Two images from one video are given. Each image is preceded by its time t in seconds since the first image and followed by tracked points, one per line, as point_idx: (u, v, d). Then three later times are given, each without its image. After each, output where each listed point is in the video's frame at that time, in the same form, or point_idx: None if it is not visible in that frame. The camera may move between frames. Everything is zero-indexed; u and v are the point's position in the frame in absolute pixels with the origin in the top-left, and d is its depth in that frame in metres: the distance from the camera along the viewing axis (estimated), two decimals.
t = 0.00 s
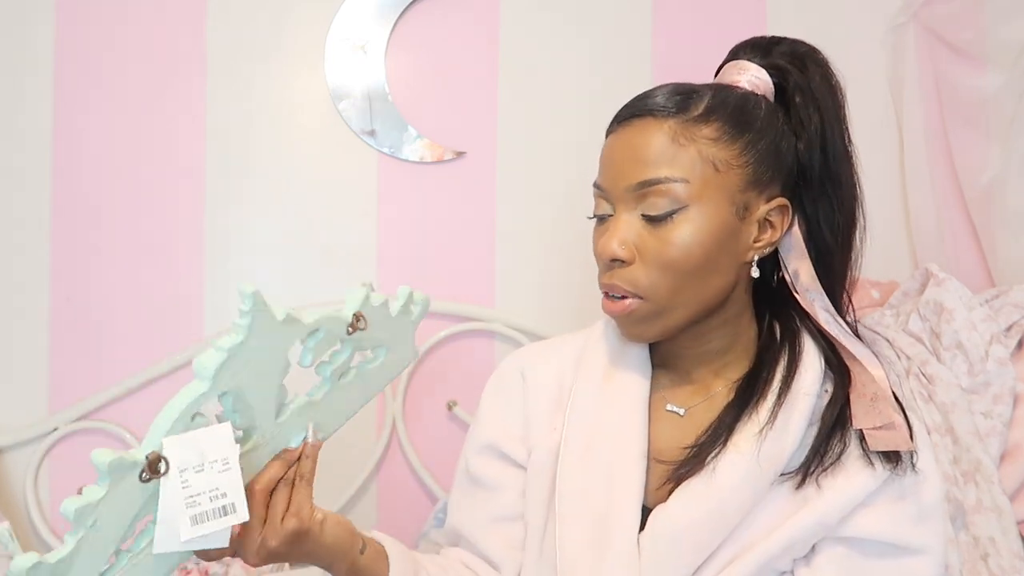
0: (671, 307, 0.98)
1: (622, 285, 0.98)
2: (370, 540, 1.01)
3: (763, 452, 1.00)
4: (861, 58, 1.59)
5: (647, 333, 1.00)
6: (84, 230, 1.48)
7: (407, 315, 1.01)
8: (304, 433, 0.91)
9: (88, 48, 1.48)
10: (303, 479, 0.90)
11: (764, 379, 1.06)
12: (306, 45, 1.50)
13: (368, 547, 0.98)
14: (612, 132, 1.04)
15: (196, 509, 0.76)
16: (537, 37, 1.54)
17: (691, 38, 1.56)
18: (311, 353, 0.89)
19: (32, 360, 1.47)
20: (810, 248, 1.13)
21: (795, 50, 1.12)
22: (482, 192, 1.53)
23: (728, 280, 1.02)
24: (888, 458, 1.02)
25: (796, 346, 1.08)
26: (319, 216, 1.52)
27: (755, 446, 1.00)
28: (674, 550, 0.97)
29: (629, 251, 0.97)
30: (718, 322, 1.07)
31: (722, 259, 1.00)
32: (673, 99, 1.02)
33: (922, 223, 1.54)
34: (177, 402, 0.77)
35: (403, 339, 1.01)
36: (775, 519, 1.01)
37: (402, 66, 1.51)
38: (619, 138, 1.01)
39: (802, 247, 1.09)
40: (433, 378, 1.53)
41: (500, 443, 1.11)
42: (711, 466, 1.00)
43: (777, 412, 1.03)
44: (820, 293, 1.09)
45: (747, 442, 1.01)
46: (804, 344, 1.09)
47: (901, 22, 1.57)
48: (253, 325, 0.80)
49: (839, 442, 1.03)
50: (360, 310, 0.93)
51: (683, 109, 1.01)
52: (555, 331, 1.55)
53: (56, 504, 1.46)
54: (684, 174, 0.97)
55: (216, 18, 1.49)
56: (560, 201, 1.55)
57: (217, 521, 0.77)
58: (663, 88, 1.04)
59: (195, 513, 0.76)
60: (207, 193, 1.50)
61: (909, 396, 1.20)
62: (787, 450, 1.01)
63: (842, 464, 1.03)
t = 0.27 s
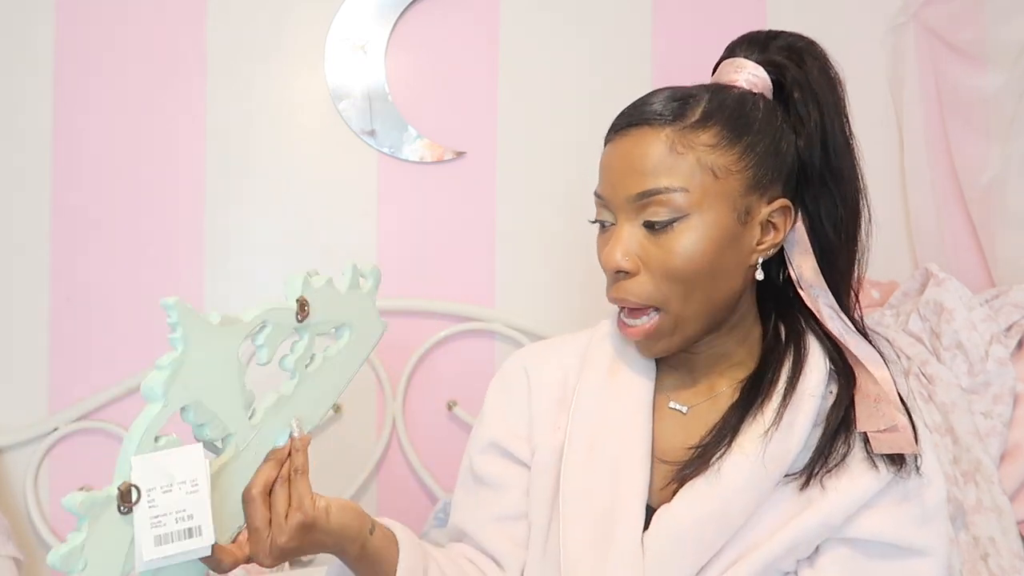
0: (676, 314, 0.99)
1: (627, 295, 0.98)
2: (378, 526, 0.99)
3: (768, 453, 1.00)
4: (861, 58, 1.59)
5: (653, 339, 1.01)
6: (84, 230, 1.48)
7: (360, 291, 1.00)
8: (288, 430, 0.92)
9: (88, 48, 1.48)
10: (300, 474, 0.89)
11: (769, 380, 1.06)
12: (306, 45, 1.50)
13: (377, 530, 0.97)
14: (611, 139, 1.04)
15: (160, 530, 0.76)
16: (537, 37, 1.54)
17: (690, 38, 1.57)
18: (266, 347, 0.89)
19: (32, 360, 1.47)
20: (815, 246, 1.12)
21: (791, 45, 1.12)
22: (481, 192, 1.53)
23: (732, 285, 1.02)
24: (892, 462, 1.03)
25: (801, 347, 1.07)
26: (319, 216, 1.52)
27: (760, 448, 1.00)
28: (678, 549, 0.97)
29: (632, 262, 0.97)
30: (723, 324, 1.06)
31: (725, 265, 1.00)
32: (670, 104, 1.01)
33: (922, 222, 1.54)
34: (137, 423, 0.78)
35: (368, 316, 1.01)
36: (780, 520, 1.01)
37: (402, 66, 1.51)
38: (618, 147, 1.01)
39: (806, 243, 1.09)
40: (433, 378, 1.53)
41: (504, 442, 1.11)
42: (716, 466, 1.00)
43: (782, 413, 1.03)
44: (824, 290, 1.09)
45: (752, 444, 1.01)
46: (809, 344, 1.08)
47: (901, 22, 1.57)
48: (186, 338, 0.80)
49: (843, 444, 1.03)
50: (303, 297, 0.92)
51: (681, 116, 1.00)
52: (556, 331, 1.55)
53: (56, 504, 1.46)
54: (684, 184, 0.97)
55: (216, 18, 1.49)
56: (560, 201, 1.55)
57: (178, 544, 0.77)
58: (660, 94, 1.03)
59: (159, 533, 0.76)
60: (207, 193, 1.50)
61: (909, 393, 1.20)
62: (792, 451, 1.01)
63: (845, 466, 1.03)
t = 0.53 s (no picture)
0: (677, 316, 0.99)
1: (630, 298, 0.98)
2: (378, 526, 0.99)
3: (768, 453, 1.00)
4: (862, 59, 1.59)
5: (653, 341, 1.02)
6: (84, 231, 1.48)
7: (352, 296, 1.01)
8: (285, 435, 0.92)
9: (87, 47, 1.48)
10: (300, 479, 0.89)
11: (769, 381, 1.06)
12: (306, 45, 1.50)
13: (377, 530, 0.97)
14: (611, 141, 1.03)
15: (158, 539, 0.76)
16: (537, 37, 1.54)
17: (690, 38, 1.57)
18: (263, 352, 0.89)
19: (32, 360, 1.47)
20: (813, 246, 1.13)
21: (789, 44, 1.12)
22: (482, 192, 1.53)
23: (733, 287, 1.02)
24: (892, 461, 1.03)
25: (801, 347, 1.08)
26: (319, 216, 1.52)
27: (760, 448, 1.00)
28: (678, 549, 0.97)
29: (634, 266, 0.97)
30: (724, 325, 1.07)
31: (727, 267, 1.00)
32: (670, 107, 1.01)
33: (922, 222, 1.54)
34: (140, 430, 0.78)
35: (361, 321, 1.02)
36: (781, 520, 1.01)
37: (402, 66, 1.51)
38: (618, 149, 1.00)
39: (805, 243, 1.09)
40: (432, 378, 1.53)
41: (504, 443, 1.11)
42: (716, 466, 1.00)
43: (783, 414, 1.03)
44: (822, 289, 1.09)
45: (752, 445, 1.00)
46: (808, 344, 1.08)
47: (901, 22, 1.57)
48: (186, 343, 0.80)
49: (843, 444, 1.03)
50: (298, 301, 0.92)
51: (681, 118, 1.00)
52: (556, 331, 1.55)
53: (57, 505, 1.46)
54: (686, 187, 0.97)
55: (216, 18, 1.49)
56: (560, 201, 1.55)
57: (176, 555, 0.77)
58: (660, 96, 1.03)
59: (157, 542, 0.76)
60: (207, 193, 1.50)
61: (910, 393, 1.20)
62: (793, 451, 1.01)
63: (845, 465, 1.03)
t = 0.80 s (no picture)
0: (676, 316, 0.99)
1: (628, 298, 0.98)
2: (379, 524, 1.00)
3: (766, 454, 1.00)
4: (862, 59, 1.59)
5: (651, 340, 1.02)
6: (84, 230, 1.48)
7: (359, 297, 1.02)
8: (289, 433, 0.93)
9: (88, 47, 1.48)
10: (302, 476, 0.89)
11: (767, 381, 1.06)
12: (306, 45, 1.50)
13: (379, 530, 0.97)
14: (608, 142, 1.03)
15: (160, 532, 0.76)
16: (536, 37, 1.54)
17: (690, 38, 1.56)
18: (270, 350, 0.89)
19: (32, 360, 1.47)
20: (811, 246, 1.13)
21: (787, 45, 1.12)
22: (482, 192, 1.53)
23: (731, 287, 1.02)
24: (891, 461, 1.02)
25: (799, 348, 1.08)
26: (319, 216, 1.52)
27: (758, 449, 1.00)
28: (677, 549, 0.97)
29: (632, 266, 0.97)
30: (723, 325, 1.07)
31: (725, 266, 1.00)
32: (668, 107, 1.01)
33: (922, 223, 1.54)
34: (145, 426, 0.78)
35: (367, 322, 1.03)
36: (779, 522, 1.01)
37: (402, 66, 1.51)
38: (616, 150, 1.00)
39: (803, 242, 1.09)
40: (432, 378, 1.53)
41: (502, 443, 1.11)
42: (715, 467, 1.00)
43: (781, 414, 1.03)
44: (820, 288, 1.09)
45: (750, 445, 1.01)
46: (807, 345, 1.08)
47: (901, 22, 1.57)
48: (193, 338, 0.80)
49: (842, 444, 1.03)
50: (305, 301, 0.93)
51: (678, 118, 1.00)
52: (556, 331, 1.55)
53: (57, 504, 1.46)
54: (684, 186, 0.97)
55: (216, 18, 1.49)
56: (560, 201, 1.55)
57: (178, 548, 0.76)
58: (657, 96, 1.03)
59: (159, 536, 0.76)
60: (207, 193, 1.50)
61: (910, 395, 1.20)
62: (791, 451, 1.01)
63: (844, 465, 1.03)
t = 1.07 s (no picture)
0: (673, 316, 0.99)
1: (626, 298, 0.98)
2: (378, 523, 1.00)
3: (765, 454, 1.00)
4: (862, 59, 1.59)
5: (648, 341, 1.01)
6: (84, 230, 1.48)
7: (360, 295, 1.02)
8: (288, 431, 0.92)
9: (88, 47, 1.48)
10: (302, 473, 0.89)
11: (766, 381, 1.06)
12: (306, 45, 1.51)
13: (377, 534, 0.97)
14: (604, 142, 1.03)
15: (163, 530, 0.76)
16: (536, 37, 1.54)
17: (690, 38, 1.57)
18: (272, 348, 0.89)
19: (32, 360, 1.47)
20: (809, 245, 1.13)
21: (784, 44, 1.12)
22: (481, 192, 1.53)
23: (728, 287, 1.02)
24: (889, 461, 1.02)
25: (797, 347, 1.08)
26: (319, 216, 1.52)
27: (757, 449, 1.00)
28: (676, 549, 0.97)
29: (631, 266, 0.96)
30: (721, 325, 1.07)
31: (723, 266, 1.00)
32: (665, 107, 1.01)
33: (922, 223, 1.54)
34: (148, 423, 0.78)
35: (366, 320, 1.02)
36: (778, 521, 1.01)
37: (402, 66, 1.51)
38: (613, 150, 1.00)
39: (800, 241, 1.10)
40: (432, 378, 1.53)
41: (501, 444, 1.11)
42: (714, 467, 1.00)
43: (780, 414, 1.03)
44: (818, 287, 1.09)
45: (749, 446, 1.01)
46: (805, 344, 1.08)
47: (901, 22, 1.57)
48: (197, 336, 0.80)
49: (841, 443, 1.03)
50: (308, 299, 0.92)
51: (676, 118, 1.00)
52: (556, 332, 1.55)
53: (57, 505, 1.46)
54: (681, 186, 0.97)
55: (216, 18, 1.49)
56: (559, 201, 1.55)
57: (179, 546, 0.76)
58: (654, 96, 1.03)
59: (160, 534, 0.76)
60: (207, 193, 1.50)
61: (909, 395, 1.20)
62: (790, 451, 1.01)
63: (842, 465, 1.03)
